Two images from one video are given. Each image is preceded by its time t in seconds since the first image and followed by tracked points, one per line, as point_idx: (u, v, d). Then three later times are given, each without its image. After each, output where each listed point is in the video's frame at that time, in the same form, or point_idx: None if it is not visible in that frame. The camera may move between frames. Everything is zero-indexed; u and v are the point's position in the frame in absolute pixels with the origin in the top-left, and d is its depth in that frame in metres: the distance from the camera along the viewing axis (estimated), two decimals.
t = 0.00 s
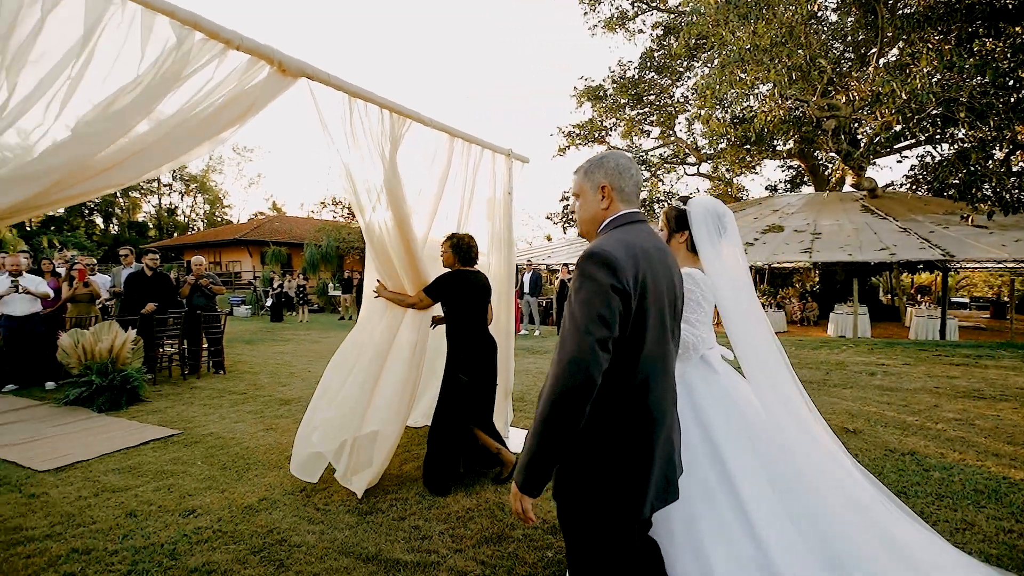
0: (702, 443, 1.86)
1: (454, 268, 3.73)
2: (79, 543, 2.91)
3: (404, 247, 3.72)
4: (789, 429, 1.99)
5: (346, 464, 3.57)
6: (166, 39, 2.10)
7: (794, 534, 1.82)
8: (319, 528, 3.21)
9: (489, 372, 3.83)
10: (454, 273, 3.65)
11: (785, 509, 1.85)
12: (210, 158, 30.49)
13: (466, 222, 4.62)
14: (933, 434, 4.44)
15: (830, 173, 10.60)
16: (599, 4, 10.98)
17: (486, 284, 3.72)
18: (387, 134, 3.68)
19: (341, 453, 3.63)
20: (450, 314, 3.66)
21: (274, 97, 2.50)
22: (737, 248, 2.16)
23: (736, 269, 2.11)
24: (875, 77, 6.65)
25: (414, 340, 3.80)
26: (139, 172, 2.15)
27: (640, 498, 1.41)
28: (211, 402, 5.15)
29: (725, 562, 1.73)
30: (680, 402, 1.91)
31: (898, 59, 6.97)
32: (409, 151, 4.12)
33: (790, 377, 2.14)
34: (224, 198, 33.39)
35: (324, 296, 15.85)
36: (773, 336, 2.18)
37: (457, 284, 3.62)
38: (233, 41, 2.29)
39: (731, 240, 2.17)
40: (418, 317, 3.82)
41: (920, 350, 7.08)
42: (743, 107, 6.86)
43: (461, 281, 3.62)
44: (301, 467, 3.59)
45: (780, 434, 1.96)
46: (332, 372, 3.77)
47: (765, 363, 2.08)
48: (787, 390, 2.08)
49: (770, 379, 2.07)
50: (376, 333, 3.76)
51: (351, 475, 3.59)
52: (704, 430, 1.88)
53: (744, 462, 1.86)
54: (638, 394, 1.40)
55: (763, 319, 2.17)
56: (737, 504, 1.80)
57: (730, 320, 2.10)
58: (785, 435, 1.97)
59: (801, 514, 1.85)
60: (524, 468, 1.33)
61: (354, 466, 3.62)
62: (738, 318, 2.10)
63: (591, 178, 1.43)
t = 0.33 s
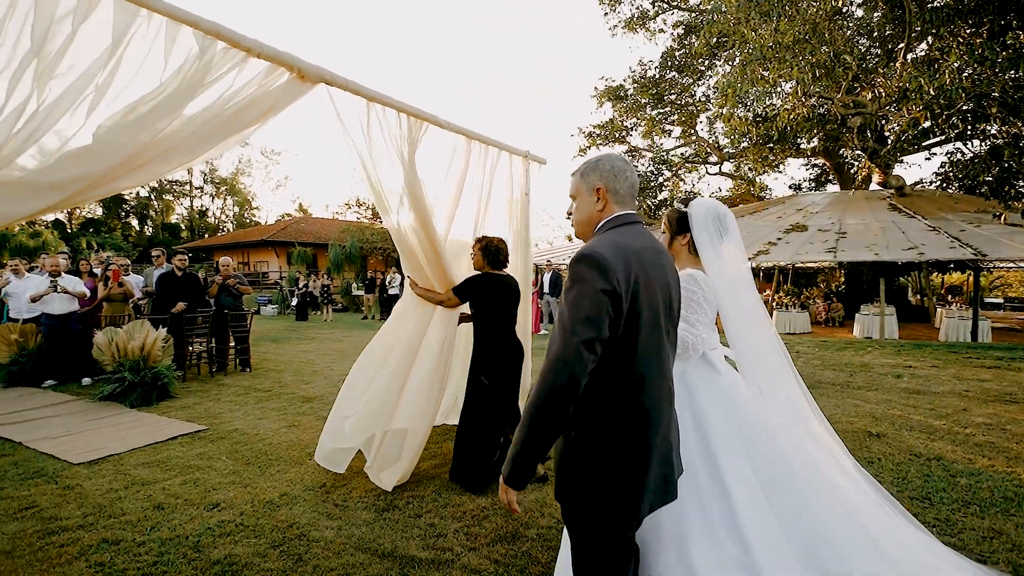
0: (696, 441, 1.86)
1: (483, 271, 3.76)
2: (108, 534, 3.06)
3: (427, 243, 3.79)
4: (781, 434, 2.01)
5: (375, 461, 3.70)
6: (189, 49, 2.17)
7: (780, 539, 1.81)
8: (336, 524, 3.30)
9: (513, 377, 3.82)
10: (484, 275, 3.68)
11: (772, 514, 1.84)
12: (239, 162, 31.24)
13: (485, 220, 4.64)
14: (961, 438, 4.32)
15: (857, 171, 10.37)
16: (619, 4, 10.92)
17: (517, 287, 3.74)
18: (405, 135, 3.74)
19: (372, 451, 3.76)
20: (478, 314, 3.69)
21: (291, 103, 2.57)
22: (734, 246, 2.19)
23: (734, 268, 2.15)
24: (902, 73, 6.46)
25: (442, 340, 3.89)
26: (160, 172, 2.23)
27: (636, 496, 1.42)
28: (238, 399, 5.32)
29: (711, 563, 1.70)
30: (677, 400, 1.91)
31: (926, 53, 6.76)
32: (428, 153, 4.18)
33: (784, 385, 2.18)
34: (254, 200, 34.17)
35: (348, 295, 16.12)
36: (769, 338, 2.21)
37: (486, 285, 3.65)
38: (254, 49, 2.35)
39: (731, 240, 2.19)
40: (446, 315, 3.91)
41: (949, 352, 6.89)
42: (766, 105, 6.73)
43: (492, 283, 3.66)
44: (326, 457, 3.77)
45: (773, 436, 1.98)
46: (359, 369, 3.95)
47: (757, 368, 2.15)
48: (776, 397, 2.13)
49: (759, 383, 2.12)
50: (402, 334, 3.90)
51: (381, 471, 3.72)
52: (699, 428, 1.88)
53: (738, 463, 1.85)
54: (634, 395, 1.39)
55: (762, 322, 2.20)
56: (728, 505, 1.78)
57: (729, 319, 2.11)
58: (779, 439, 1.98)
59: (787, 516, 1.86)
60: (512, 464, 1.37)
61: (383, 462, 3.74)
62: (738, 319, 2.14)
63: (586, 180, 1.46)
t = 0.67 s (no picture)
0: (693, 441, 1.88)
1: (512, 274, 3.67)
2: (137, 528, 3.19)
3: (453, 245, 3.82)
4: (781, 438, 2.00)
5: (404, 461, 3.75)
6: (211, 59, 2.22)
7: (771, 541, 1.81)
8: (354, 522, 3.37)
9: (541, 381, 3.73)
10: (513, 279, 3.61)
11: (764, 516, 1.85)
12: (268, 167, 32.00)
13: (502, 223, 4.67)
14: (991, 445, 4.19)
15: (884, 171, 10.13)
16: (639, 6, 10.88)
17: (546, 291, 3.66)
18: (422, 140, 3.80)
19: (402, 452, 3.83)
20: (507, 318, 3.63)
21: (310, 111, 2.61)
22: (736, 245, 2.21)
23: (735, 269, 2.17)
24: (931, 70, 6.29)
25: (472, 342, 3.95)
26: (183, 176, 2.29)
27: (636, 497, 1.41)
28: (263, 398, 5.47)
29: (696, 560, 1.74)
30: (676, 400, 1.95)
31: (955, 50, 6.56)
32: (446, 158, 4.23)
33: (789, 389, 2.18)
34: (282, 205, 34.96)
35: (372, 298, 16.39)
36: (773, 341, 2.22)
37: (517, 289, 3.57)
38: (274, 59, 2.39)
39: (733, 242, 2.22)
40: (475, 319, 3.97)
41: (981, 356, 6.68)
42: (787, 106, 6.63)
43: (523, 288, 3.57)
44: (351, 449, 3.92)
45: (772, 439, 1.98)
46: (387, 372, 4.09)
47: (763, 371, 2.14)
48: (778, 401, 2.13)
49: (762, 385, 2.13)
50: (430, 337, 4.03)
51: (409, 472, 3.77)
52: (697, 427, 1.91)
53: (734, 464, 1.86)
54: (629, 395, 1.39)
55: (767, 324, 2.21)
56: (720, 506, 1.80)
57: (732, 322, 2.09)
58: (779, 442, 1.98)
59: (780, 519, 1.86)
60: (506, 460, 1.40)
61: (411, 461, 3.79)
62: (745, 320, 2.12)
63: (580, 186, 1.49)
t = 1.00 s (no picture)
0: (693, 440, 1.92)
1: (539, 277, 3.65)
2: (164, 522, 3.32)
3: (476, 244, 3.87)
4: (782, 437, 2.00)
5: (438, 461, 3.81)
6: (234, 70, 2.29)
7: (766, 542, 1.81)
8: (371, 521, 3.44)
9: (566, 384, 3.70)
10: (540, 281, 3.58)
11: (762, 516, 1.86)
12: (295, 172, 32.70)
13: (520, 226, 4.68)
14: (1022, 454, 4.05)
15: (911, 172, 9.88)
16: (659, 9, 10.83)
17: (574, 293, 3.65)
18: (441, 145, 3.86)
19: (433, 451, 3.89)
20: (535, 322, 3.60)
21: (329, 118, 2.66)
22: (737, 249, 2.27)
23: (736, 274, 2.23)
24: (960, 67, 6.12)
25: (500, 344, 4.00)
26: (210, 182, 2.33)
27: (630, 496, 1.43)
28: (287, 398, 5.61)
29: (688, 557, 1.77)
30: (679, 400, 1.98)
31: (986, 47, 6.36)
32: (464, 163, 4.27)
33: (791, 390, 2.19)
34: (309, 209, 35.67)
35: (394, 300, 16.60)
36: (778, 344, 2.24)
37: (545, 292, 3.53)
38: (294, 68, 2.45)
39: (735, 246, 2.27)
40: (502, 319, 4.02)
41: (1014, 362, 6.47)
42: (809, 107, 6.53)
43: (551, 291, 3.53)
44: (377, 447, 3.96)
45: (775, 441, 1.97)
46: (414, 373, 4.07)
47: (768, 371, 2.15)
48: (781, 403, 2.13)
49: (766, 386, 2.13)
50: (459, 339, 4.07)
51: (442, 471, 3.83)
52: (695, 426, 1.94)
53: (734, 464, 1.88)
54: (622, 394, 1.42)
55: (767, 326, 2.24)
56: (716, 505, 1.82)
57: (733, 324, 2.11)
58: (780, 443, 1.97)
59: (779, 520, 1.85)
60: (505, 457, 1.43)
61: (444, 460, 3.86)
62: (749, 323, 2.15)
63: (575, 194, 1.54)
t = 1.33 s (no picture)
0: (694, 441, 1.96)
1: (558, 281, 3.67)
2: (190, 518, 3.44)
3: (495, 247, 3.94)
4: (785, 438, 2.01)
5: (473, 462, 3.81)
6: (256, 80, 2.36)
7: (767, 541, 1.82)
8: (388, 521, 3.51)
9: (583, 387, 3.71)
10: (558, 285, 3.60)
11: (764, 516, 1.86)
12: (321, 178, 33.38)
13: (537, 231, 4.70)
14: None
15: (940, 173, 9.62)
16: (679, 12, 10.77)
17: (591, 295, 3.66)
18: (458, 150, 3.90)
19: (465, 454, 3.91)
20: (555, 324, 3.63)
21: (348, 127, 2.72)
22: (739, 254, 2.30)
23: (738, 279, 2.26)
24: (991, 66, 5.96)
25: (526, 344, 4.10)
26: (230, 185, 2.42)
27: (619, 494, 1.47)
28: (310, 399, 5.74)
29: (687, 556, 1.79)
30: (681, 403, 2.04)
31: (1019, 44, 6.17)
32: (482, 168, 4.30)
33: (796, 392, 2.21)
34: (334, 214, 36.32)
35: (415, 303, 16.80)
36: (783, 348, 2.27)
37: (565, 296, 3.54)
38: (314, 78, 2.52)
39: (737, 252, 2.30)
40: (525, 321, 4.10)
41: None
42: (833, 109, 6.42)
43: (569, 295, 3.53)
44: (404, 450, 3.94)
45: (778, 443, 1.99)
46: (441, 378, 4.11)
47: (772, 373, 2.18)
48: (785, 405, 2.15)
49: (770, 388, 2.15)
50: (483, 342, 4.13)
51: (478, 471, 3.84)
52: (695, 424, 1.99)
53: (734, 464, 1.91)
54: (610, 395, 1.46)
55: (771, 329, 2.27)
56: (716, 505, 1.85)
57: (735, 328, 2.13)
58: (781, 443, 1.99)
59: (781, 519, 1.85)
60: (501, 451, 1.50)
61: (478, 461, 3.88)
62: (754, 327, 2.18)
63: (572, 205, 1.63)
